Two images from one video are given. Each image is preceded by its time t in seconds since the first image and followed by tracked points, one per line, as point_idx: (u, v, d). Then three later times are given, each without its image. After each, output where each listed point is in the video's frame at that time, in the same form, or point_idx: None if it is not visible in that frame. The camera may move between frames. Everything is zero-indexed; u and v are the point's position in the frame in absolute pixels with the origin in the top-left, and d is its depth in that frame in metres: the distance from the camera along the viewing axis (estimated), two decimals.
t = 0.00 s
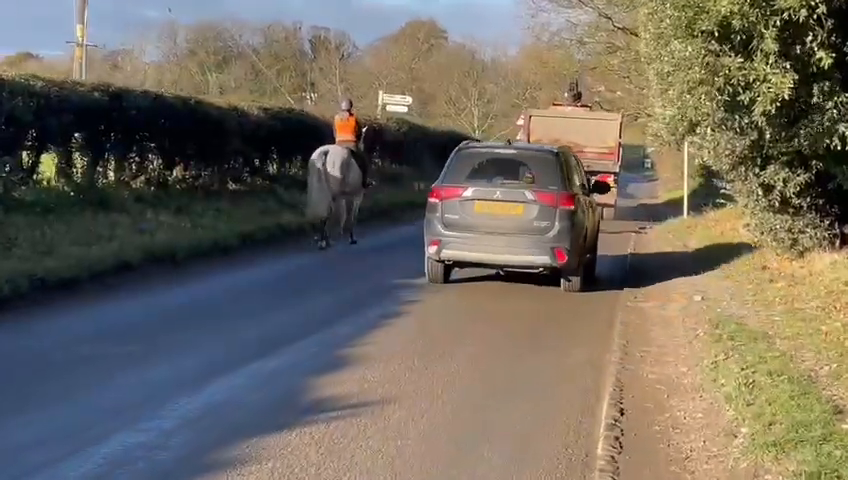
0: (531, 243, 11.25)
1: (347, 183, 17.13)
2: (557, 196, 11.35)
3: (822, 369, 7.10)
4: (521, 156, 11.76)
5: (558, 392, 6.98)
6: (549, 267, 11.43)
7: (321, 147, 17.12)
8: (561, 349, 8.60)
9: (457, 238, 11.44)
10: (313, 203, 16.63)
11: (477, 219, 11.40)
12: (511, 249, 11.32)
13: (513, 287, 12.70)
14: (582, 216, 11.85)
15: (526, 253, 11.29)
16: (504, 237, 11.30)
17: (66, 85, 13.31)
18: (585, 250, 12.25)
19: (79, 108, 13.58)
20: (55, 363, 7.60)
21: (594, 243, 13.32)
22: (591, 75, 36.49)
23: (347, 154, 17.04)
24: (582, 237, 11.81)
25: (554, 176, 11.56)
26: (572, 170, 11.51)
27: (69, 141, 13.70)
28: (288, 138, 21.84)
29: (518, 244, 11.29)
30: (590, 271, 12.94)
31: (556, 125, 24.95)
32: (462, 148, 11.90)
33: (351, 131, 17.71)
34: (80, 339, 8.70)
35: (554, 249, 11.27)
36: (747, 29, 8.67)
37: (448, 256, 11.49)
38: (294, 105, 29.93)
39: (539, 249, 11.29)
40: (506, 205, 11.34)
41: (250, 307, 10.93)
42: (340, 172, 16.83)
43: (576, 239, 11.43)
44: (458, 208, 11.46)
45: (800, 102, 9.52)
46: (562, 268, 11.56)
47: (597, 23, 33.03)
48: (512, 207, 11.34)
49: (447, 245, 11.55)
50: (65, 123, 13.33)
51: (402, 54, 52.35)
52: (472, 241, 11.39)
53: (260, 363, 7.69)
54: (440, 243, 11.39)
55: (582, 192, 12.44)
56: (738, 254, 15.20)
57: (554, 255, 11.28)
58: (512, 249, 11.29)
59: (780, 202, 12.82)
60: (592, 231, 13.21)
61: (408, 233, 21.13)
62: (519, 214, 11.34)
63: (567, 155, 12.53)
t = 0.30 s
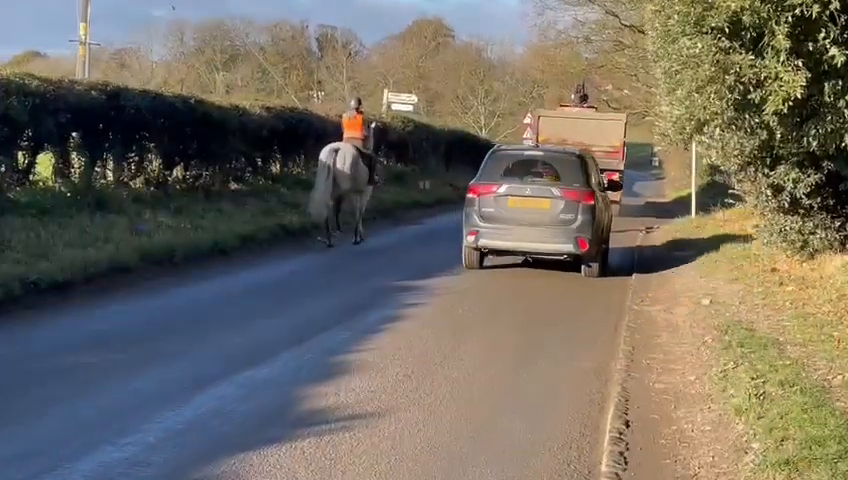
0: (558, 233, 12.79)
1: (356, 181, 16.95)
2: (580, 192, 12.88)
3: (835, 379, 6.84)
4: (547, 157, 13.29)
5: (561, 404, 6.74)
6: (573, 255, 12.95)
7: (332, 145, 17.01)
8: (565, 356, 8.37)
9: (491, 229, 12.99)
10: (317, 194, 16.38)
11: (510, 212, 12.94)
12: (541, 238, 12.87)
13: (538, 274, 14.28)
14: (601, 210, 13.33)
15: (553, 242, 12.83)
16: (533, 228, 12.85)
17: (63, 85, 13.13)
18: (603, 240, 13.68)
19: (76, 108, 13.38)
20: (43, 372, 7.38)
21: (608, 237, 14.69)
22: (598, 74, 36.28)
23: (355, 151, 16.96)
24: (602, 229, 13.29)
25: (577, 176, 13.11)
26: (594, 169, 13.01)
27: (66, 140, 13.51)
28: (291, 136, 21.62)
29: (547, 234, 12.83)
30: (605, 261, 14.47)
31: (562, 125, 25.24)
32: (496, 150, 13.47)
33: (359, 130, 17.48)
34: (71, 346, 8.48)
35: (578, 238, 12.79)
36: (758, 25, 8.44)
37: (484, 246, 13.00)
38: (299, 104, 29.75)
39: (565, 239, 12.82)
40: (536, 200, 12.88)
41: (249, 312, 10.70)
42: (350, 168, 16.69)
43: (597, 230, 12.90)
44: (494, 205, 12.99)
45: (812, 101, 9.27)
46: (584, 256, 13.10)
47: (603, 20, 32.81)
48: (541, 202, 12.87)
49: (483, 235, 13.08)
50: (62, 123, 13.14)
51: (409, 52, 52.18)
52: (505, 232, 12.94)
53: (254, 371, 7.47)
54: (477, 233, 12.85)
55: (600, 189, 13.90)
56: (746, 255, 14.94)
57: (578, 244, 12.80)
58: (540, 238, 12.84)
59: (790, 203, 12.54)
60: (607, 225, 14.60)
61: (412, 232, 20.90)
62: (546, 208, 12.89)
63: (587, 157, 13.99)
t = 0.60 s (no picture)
0: (580, 223, 14.28)
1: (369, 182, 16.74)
2: (600, 186, 14.36)
3: None
4: (570, 154, 14.78)
5: (571, 407, 6.46)
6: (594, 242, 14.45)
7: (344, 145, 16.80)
8: (576, 357, 8.08)
9: (522, 218, 14.47)
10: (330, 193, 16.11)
11: (539, 204, 14.41)
12: (566, 226, 14.37)
13: (557, 259, 15.80)
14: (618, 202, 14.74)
15: (576, 230, 14.33)
16: (558, 217, 14.34)
17: (62, 79, 12.89)
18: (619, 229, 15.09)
19: (76, 102, 13.14)
20: (35, 372, 7.12)
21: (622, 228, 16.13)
22: (607, 70, 36.05)
23: (366, 151, 16.69)
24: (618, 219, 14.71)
25: (597, 172, 14.58)
26: (613, 165, 14.48)
27: (66, 135, 13.26)
28: (295, 133, 21.36)
29: (570, 223, 14.34)
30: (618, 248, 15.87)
31: (570, 123, 25.46)
32: (525, 148, 14.99)
33: (370, 129, 17.32)
34: (67, 346, 8.21)
35: (600, 226, 14.29)
36: (775, 13, 8.17)
37: (515, 233, 14.45)
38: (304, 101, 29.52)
39: (587, 228, 14.31)
40: (561, 193, 14.37)
41: (250, 311, 10.43)
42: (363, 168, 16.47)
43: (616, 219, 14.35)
44: (524, 197, 14.45)
45: (831, 93, 8.96)
46: (604, 242, 14.60)
47: (611, 16, 32.54)
48: (566, 195, 14.36)
49: (513, 224, 14.53)
50: (60, 118, 12.89)
51: (416, 50, 52.03)
52: (534, 221, 14.41)
53: (255, 372, 7.21)
54: (509, 222, 14.31)
55: (619, 185, 15.33)
56: (759, 252, 14.64)
57: (598, 232, 14.30)
58: (565, 227, 14.33)
59: (805, 199, 12.20)
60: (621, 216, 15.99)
61: (419, 230, 20.63)
62: (571, 201, 14.39)
63: (607, 155, 15.36)
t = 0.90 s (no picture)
0: (594, 215, 15.77)
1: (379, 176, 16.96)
2: (612, 182, 15.86)
3: None
4: (585, 155, 16.30)
5: (574, 418, 6.22)
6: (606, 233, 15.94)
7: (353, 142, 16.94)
8: (582, 363, 7.84)
9: (542, 211, 15.95)
10: (345, 193, 16.31)
11: (558, 198, 15.88)
12: (582, 219, 15.86)
13: (573, 249, 17.27)
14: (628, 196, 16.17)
15: (591, 222, 15.83)
16: (574, 210, 15.85)
17: (58, 79, 12.69)
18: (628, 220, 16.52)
19: (73, 102, 12.92)
20: (24, 379, 6.92)
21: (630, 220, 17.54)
22: (613, 67, 35.78)
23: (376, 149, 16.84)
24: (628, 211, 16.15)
25: (609, 169, 16.06)
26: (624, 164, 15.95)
27: (63, 135, 13.05)
28: (298, 132, 21.14)
29: (585, 216, 15.83)
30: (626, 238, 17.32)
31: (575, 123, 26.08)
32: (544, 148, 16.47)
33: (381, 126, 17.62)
34: (58, 352, 8.01)
35: (612, 218, 15.74)
36: (784, 9, 7.91)
37: (536, 225, 15.86)
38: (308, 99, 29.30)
39: (600, 220, 15.80)
40: (577, 188, 15.87)
41: (249, 315, 10.21)
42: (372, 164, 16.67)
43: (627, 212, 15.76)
44: (545, 193, 15.89)
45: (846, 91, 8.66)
46: (615, 233, 16.12)
47: (618, 14, 32.25)
48: (582, 190, 15.83)
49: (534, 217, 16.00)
50: (55, 118, 12.67)
51: (423, 48, 51.80)
52: (553, 214, 15.92)
53: (250, 379, 6.99)
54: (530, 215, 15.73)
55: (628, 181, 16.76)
56: (768, 253, 14.37)
57: (611, 224, 15.80)
58: (580, 219, 15.84)
59: (816, 199, 11.85)
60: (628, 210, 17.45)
61: (425, 230, 20.37)
62: (587, 196, 15.88)
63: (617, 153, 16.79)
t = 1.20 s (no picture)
0: (604, 208, 16.88)
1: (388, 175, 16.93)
2: (621, 177, 16.98)
3: None
4: (594, 152, 17.45)
5: (573, 426, 5.96)
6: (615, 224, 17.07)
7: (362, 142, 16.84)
8: (581, 368, 7.58)
9: (556, 204, 17.04)
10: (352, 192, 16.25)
11: (571, 192, 16.99)
12: (593, 211, 17.01)
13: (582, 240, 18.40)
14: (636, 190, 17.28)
15: (601, 214, 16.95)
16: (587, 202, 16.94)
17: (50, 75, 12.46)
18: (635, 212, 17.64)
19: (66, 98, 12.68)
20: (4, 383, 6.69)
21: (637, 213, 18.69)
22: (621, 64, 35.46)
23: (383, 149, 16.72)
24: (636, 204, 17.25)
25: (618, 166, 17.20)
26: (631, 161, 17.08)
27: (57, 133, 12.82)
28: (300, 129, 20.90)
29: (596, 208, 16.91)
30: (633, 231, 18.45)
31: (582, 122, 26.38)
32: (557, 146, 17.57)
33: (391, 127, 17.52)
34: (42, 355, 7.77)
35: (620, 210, 16.91)
36: None
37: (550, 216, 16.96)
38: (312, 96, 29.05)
39: (610, 212, 16.93)
40: (590, 183, 16.97)
41: (243, 316, 9.97)
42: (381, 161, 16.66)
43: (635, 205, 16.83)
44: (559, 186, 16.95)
45: None
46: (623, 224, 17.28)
47: (625, 10, 31.93)
48: (594, 184, 16.96)
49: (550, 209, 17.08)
50: (47, 115, 12.44)
51: (430, 45, 51.51)
52: (566, 206, 17.01)
53: (236, 386, 6.74)
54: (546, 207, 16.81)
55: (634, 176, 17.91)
56: (776, 252, 14.09)
57: (619, 216, 16.92)
58: (592, 211, 16.93)
59: (825, 198, 11.54)
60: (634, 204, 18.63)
61: (430, 229, 20.12)
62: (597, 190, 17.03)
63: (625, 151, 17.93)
